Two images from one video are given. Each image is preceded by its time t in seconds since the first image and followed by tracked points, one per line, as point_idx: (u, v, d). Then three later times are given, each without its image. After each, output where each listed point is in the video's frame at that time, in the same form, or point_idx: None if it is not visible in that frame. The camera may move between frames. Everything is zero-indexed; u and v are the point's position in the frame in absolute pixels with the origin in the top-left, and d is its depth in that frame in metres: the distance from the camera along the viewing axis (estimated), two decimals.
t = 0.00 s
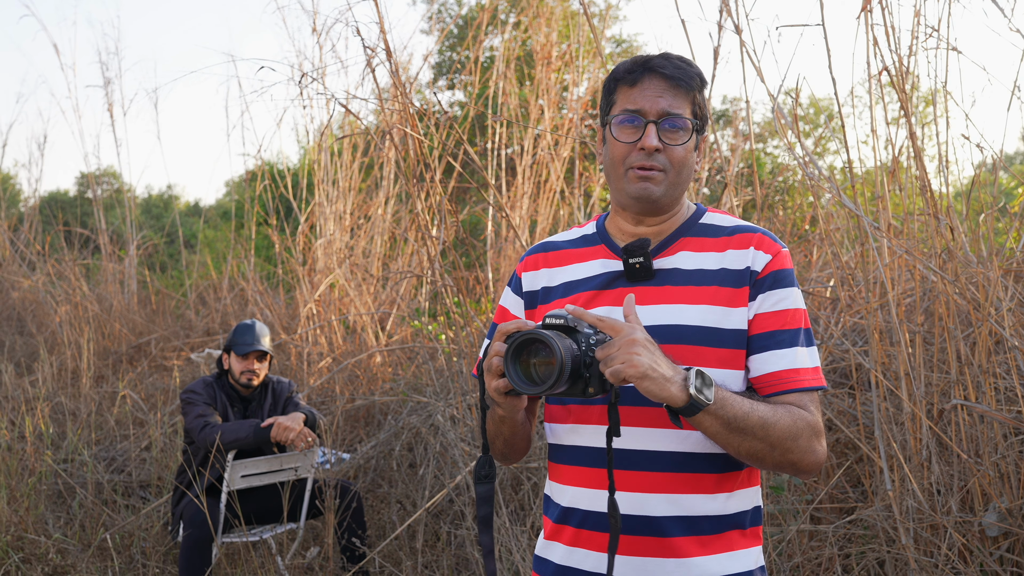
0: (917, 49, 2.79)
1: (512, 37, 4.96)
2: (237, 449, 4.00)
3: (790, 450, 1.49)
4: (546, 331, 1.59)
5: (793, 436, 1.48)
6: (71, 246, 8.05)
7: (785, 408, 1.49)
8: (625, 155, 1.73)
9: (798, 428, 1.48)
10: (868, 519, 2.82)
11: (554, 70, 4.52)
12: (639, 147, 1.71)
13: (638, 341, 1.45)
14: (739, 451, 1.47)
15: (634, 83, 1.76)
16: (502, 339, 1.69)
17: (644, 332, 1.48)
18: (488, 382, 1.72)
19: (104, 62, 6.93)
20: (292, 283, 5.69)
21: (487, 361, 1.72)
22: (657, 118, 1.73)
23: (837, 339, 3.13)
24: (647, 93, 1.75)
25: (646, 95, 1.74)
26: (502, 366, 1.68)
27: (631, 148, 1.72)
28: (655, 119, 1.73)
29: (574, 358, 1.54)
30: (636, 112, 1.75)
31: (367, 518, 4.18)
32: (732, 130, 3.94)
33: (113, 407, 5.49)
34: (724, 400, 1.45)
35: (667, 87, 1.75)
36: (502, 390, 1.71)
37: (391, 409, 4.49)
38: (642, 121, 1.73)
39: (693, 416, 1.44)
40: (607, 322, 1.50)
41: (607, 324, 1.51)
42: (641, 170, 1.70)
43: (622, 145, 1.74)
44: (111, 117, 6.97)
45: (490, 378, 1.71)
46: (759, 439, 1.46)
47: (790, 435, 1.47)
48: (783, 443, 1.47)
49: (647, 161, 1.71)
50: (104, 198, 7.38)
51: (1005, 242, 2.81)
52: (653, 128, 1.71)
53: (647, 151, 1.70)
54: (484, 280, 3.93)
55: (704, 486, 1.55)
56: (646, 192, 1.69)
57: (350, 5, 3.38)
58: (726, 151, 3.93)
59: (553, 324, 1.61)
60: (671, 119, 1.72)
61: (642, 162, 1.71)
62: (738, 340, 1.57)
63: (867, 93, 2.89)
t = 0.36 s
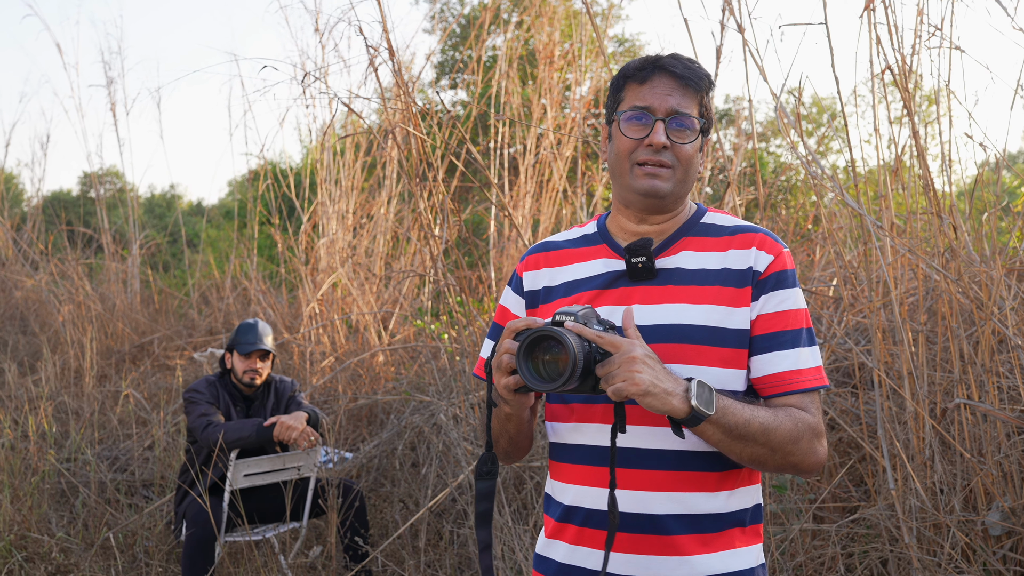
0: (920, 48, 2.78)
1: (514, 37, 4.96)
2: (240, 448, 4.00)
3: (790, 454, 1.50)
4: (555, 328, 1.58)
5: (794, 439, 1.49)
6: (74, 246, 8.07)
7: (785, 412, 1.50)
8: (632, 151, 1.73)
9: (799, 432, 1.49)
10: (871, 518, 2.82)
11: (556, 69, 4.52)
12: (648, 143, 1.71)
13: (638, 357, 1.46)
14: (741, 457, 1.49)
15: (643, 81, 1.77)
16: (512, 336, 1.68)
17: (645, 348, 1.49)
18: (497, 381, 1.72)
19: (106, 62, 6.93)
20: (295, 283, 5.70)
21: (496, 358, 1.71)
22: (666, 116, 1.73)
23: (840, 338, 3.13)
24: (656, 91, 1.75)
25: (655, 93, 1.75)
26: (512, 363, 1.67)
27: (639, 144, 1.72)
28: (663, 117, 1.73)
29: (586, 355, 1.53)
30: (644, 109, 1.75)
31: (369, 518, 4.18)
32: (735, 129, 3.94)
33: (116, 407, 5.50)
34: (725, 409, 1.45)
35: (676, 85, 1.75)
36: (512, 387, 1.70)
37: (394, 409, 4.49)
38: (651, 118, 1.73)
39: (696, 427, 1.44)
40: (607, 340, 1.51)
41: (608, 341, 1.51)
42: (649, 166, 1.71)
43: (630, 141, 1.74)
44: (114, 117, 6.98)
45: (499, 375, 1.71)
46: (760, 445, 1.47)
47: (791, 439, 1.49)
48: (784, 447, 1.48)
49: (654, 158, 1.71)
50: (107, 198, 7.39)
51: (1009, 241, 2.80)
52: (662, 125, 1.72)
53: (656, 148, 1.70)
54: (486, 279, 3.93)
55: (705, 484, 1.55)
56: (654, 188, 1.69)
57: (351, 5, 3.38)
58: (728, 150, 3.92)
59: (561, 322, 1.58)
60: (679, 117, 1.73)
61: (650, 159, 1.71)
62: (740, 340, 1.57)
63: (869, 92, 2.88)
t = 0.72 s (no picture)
0: (923, 47, 2.78)
1: (517, 35, 4.96)
2: (243, 447, 4.00)
3: (794, 453, 1.50)
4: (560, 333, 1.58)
5: (799, 439, 1.49)
6: (76, 245, 8.08)
7: (791, 412, 1.50)
8: (633, 148, 1.73)
9: (804, 431, 1.49)
10: (874, 517, 2.82)
11: (559, 68, 4.52)
12: (649, 139, 1.71)
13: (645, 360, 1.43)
14: (746, 456, 1.49)
15: (646, 78, 1.77)
16: (516, 339, 1.67)
17: (654, 345, 1.46)
18: (500, 382, 1.72)
19: (109, 61, 6.94)
20: (298, 282, 5.71)
21: (501, 360, 1.70)
22: (668, 114, 1.74)
23: (843, 337, 3.13)
24: (659, 88, 1.76)
25: (657, 90, 1.75)
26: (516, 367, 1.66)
27: (640, 140, 1.73)
28: (665, 114, 1.74)
29: (589, 362, 1.54)
30: (646, 107, 1.75)
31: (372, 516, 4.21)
32: (738, 128, 3.93)
33: (118, 406, 5.51)
34: (734, 407, 1.45)
35: (679, 83, 1.76)
36: (515, 390, 1.71)
37: (396, 408, 4.49)
38: (652, 115, 1.73)
39: (705, 425, 1.44)
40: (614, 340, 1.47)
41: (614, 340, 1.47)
42: (649, 163, 1.71)
43: (631, 137, 1.74)
44: (116, 116, 6.99)
45: (503, 377, 1.71)
46: (766, 444, 1.47)
47: (797, 439, 1.49)
48: (789, 446, 1.49)
49: (655, 154, 1.71)
50: (110, 197, 7.40)
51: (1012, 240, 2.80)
52: (663, 122, 1.72)
53: (657, 145, 1.70)
54: (489, 279, 3.93)
55: (706, 484, 1.55)
56: (654, 184, 1.69)
57: (354, 4, 3.39)
58: (731, 149, 3.92)
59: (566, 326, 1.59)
60: (681, 114, 1.73)
61: (650, 156, 1.71)
62: (742, 340, 1.57)
63: (872, 91, 2.88)
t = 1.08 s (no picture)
0: (925, 46, 2.77)
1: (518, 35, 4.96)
2: (243, 447, 4.00)
3: (794, 458, 1.52)
4: (568, 337, 1.57)
5: (798, 444, 1.51)
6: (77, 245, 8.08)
7: (791, 417, 1.52)
8: (634, 146, 1.73)
9: (804, 436, 1.51)
10: (876, 517, 2.81)
11: (560, 67, 4.51)
12: (650, 138, 1.71)
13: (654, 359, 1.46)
14: (745, 460, 1.50)
15: (648, 75, 1.77)
16: (522, 342, 1.65)
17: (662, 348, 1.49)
18: (505, 386, 1.71)
19: (110, 61, 6.94)
20: (299, 281, 5.71)
21: (505, 364, 1.68)
22: (670, 112, 1.73)
23: (844, 337, 3.12)
24: (661, 86, 1.75)
25: (659, 88, 1.75)
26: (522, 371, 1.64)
27: (642, 139, 1.72)
28: (667, 112, 1.73)
29: (599, 364, 1.53)
30: (648, 104, 1.75)
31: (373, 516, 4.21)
32: (739, 128, 3.93)
33: (120, 405, 5.51)
34: (734, 413, 1.47)
35: (681, 81, 1.75)
36: (521, 394, 1.69)
37: (397, 407, 4.49)
38: (654, 113, 1.73)
39: (704, 430, 1.45)
40: (627, 335, 1.50)
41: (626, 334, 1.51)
42: (649, 163, 1.70)
43: (633, 136, 1.74)
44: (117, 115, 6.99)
45: (508, 381, 1.69)
46: (766, 449, 1.49)
47: (797, 444, 1.50)
48: (789, 451, 1.50)
49: (656, 154, 1.70)
50: (111, 196, 7.40)
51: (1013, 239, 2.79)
52: (665, 121, 1.71)
53: (658, 144, 1.70)
54: (490, 278, 3.93)
55: (706, 489, 1.55)
56: (653, 184, 1.69)
57: (355, 4, 3.38)
58: (732, 149, 3.91)
59: (574, 330, 1.57)
60: (683, 113, 1.72)
61: (651, 155, 1.71)
62: (743, 343, 1.57)
63: (873, 90, 2.88)
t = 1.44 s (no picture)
0: (928, 45, 2.77)
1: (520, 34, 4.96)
2: (247, 446, 4.01)
3: (803, 468, 1.53)
4: (577, 363, 1.56)
5: (807, 454, 1.52)
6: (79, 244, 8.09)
7: (799, 427, 1.53)
8: (638, 150, 1.73)
9: (811, 446, 1.52)
10: (880, 517, 2.81)
11: (563, 67, 4.51)
12: (654, 142, 1.71)
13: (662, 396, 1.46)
14: (754, 474, 1.52)
15: (652, 77, 1.77)
16: (530, 365, 1.67)
17: (667, 382, 1.48)
18: (515, 409, 1.71)
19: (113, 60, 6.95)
20: (301, 280, 5.71)
21: (515, 387, 1.69)
22: (674, 115, 1.73)
23: (848, 337, 3.12)
24: (665, 88, 1.75)
25: (664, 90, 1.75)
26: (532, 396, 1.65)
27: (646, 143, 1.72)
28: (671, 116, 1.73)
29: (609, 390, 1.53)
30: (652, 107, 1.75)
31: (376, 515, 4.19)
32: (742, 127, 3.92)
33: (123, 404, 5.52)
34: (742, 433, 1.47)
35: (686, 82, 1.75)
36: (531, 416, 1.70)
37: (400, 407, 4.49)
38: (659, 116, 1.73)
39: (714, 454, 1.46)
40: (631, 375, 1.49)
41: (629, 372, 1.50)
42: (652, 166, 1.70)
43: (636, 139, 1.74)
44: (120, 115, 7.00)
45: (518, 404, 1.70)
46: (774, 463, 1.50)
47: (804, 454, 1.52)
48: (797, 462, 1.52)
49: (660, 159, 1.71)
50: (114, 195, 7.41)
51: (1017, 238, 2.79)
52: (669, 125, 1.72)
53: (662, 148, 1.70)
54: (493, 277, 3.94)
55: (715, 494, 1.55)
56: (657, 189, 1.68)
57: (357, 3, 3.39)
58: (735, 148, 3.91)
59: (582, 355, 1.57)
60: (688, 116, 1.72)
61: (654, 159, 1.71)
62: (751, 349, 1.58)
63: (877, 89, 2.87)
